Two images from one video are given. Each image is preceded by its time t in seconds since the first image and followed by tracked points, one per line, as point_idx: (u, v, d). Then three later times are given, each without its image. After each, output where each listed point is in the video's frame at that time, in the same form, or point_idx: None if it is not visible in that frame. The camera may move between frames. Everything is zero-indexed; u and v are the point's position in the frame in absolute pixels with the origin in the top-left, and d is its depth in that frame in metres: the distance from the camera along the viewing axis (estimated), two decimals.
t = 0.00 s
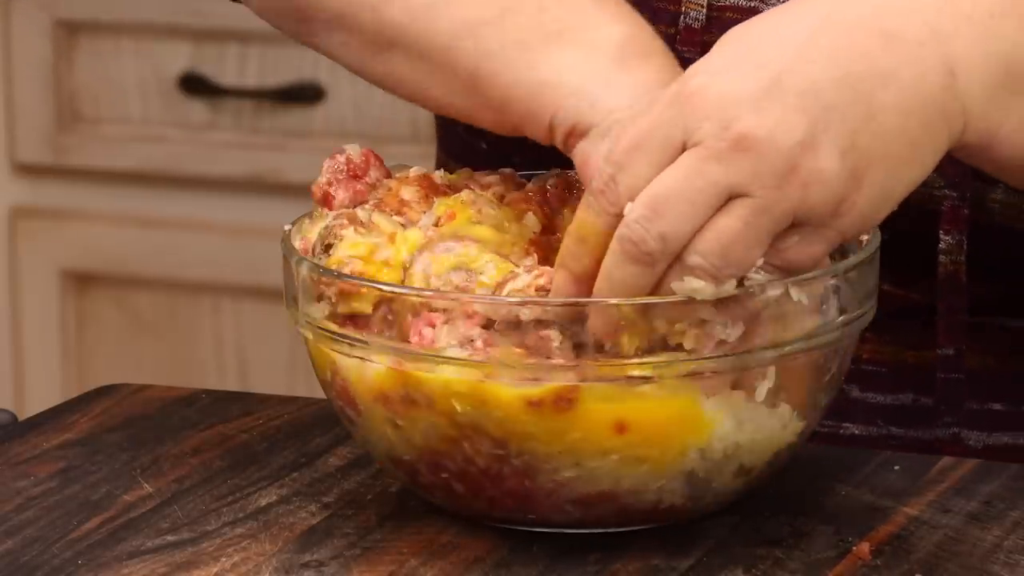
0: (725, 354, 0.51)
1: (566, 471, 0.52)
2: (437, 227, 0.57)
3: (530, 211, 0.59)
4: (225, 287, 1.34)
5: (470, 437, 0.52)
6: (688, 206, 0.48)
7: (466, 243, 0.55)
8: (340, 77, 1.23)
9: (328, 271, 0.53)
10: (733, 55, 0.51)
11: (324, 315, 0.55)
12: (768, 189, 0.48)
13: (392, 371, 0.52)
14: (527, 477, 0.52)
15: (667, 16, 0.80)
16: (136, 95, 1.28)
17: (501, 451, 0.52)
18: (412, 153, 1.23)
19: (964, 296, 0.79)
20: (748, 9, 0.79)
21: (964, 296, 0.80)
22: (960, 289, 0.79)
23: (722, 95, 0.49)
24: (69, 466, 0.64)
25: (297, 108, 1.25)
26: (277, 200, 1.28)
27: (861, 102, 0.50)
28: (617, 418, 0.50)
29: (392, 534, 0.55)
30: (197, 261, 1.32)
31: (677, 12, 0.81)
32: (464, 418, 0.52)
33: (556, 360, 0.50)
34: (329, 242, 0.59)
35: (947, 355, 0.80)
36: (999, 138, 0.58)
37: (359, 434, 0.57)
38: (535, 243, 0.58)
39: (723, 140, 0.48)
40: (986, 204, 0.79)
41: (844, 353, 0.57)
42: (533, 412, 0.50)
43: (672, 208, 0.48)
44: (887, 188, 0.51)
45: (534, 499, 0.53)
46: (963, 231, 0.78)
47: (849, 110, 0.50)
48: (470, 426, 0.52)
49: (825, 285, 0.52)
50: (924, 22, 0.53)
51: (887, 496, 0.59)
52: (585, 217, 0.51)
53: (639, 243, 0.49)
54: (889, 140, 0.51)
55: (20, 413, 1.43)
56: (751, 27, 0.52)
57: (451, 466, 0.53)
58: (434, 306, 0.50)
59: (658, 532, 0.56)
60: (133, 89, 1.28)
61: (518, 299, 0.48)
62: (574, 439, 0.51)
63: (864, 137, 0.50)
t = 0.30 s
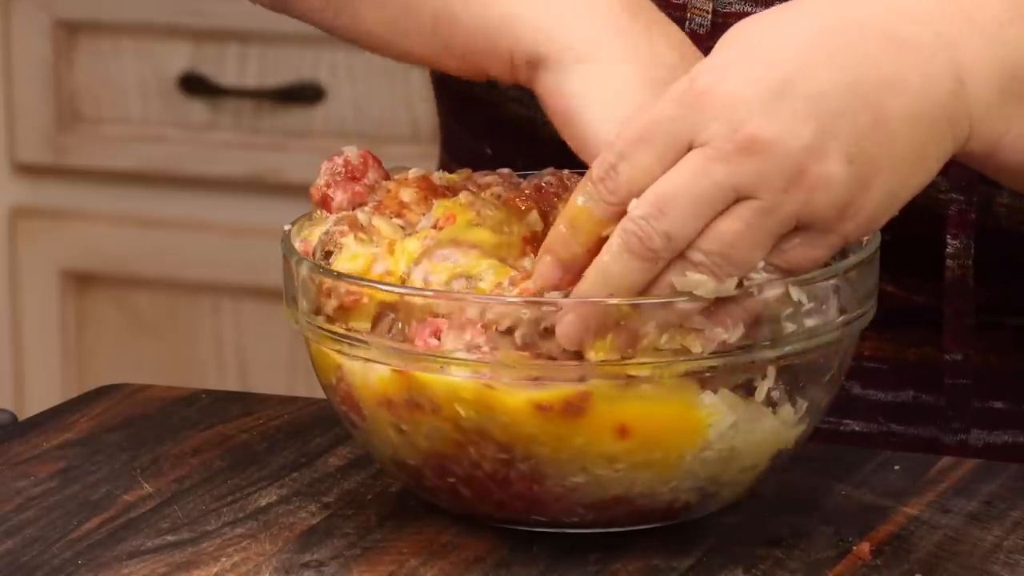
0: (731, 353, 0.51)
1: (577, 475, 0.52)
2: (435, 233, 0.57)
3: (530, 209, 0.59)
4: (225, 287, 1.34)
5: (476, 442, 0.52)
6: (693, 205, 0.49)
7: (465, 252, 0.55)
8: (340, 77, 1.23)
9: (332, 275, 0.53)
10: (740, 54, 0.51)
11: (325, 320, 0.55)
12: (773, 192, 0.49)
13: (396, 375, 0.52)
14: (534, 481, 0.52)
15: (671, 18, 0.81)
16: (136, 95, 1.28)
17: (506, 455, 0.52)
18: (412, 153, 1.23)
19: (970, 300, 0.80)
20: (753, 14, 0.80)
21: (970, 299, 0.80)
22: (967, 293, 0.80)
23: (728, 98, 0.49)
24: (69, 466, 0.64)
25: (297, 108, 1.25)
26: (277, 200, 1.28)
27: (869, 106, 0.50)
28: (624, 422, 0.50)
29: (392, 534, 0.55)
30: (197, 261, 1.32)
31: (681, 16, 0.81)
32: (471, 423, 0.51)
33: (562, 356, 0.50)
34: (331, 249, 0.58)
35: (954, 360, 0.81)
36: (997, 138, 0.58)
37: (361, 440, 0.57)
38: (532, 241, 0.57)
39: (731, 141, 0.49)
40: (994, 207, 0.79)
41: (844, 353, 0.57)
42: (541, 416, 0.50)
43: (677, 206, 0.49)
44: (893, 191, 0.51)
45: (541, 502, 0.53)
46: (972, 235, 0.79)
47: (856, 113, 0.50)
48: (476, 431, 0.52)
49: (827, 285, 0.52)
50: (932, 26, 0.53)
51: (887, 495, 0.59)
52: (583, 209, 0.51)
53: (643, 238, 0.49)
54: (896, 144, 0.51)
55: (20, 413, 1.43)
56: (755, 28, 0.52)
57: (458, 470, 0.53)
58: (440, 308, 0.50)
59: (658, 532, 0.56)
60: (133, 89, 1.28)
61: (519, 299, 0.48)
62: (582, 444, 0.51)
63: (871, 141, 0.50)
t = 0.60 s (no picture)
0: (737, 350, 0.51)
1: (580, 476, 0.52)
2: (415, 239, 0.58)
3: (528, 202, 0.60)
4: (225, 287, 1.34)
5: (479, 442, 0.52)
6: (712, 210, 0.49)
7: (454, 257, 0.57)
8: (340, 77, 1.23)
9: (331, 274, 0.53)
10: (760, 59, 0.52)
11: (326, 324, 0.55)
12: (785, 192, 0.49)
13: (399, 375, 0.52)
14: (537, 481, 0.52)
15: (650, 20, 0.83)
16: (136, 95, 1.28)
17: (509, 456, 0.52)
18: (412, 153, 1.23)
19: (960, 303, 0.79)
20: (732, 15, 0.82)
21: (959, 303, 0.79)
22: (957, 297, 0.79)
23: (747, 102, 0.50)
24: (69, 466, 0.64)
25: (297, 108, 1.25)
26: (277, 200, 1.28)
27: (885, 112, 0.52)
28: (629, 423, 0.50)
29: (392, 534, 0.55)
30: (198, 261, 1.32)
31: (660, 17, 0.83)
32: (474, 425, 0.51)
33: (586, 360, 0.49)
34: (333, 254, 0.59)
35: (948, 365, 0.80)
36: (997, 138, 0.58)
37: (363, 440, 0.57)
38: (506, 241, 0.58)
39: (750, 145, 0.49)
40: (980, 210, 0.79)
41: (845, 352, 0.57)
42: (548, 417, 0.50)
43: (697, 212, 0.49)
44: (904, 198, 0.54)
45: (545, 502, 0.53)
46: (959, 239, 0.78)
47: (872, 121, 0.52)
48: (479, 432, 0.52)
49: (826, 285, 0.52)
50: (951, 38, 0.55)
51: (887, 495, 0.59)
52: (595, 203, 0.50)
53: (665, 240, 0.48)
54: (908, 153, 0.53)
55: (20, 414, 1.43)
56: (768, 36, 0.54)
57: (461, 471, 0.53)
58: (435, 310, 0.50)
59: (659, 532, 0.56)
60: (133, 88, 1.28)
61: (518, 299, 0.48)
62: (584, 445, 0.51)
63: (885, 146, 0.52)
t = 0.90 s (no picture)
0: (748, 345, 0.51)
1: (622, 462, 0.51)
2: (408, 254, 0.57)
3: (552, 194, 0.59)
4: (225, 287, 1.34)
5: (512, 442, 0.51)
6: (704, 201, 0.50)
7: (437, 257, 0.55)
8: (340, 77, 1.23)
9: (331, 273, 0.53)
10: (756, 57, 0.53)
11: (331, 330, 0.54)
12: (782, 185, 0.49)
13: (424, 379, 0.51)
14: (573, 478, 0.52)
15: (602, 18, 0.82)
16: (136, 95, 1.28)
17: (544, 453, 0.51)
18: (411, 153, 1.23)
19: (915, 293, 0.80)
20: (686, 13, 0.82)
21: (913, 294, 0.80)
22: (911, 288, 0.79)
23: (742, 97, 0.51)
24: (69, 466, 0.64)
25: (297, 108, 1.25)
26: (277, 200, 1.28)
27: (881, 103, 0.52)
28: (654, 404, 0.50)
29: (392, 534, 0.55)
30: (198, 261, 1.32)
31: (614, 17, 0.82)
32: (506, 425, 0.51)
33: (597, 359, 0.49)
34: (334, 258, 0.58)
35: (899, 354, 0.81)
36: (998, 138, 0.58)
37: (376, 451, 0.57)
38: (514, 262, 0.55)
39: (743, 138, 0.50)
40: (937, 200, 0.79)
41: (846, 351, 0.57)
42: (572, 407, 0.50)
43: (688, 200, 0.50)
44: (906, 190, 0.53)
45: (587, 499, 0.53)
46: (912, 229, 0.78)
47: (868, 112, 0.52)
48: (512, 432, 0.51)
49: (827, 285, 0.52)
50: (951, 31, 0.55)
51: (887, 496, 0.59)
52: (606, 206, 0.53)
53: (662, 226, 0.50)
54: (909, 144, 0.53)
55: (20, 413, 1.43)
56: (772, 31, 0.54)
57: (495, 475, 0.52)
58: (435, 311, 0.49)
59: (658, 532, 0.56)
60: (133, 88, 1.28)
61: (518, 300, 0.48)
62: (622, 432, 0.50)
63: (882, 136, 0.52)
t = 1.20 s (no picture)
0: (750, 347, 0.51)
1: (624, 465, 0.51)
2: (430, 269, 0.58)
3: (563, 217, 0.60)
4: (225, 287, 1.34)
5: (517, 445, 0.51)
6: (711, 212, 0.52)
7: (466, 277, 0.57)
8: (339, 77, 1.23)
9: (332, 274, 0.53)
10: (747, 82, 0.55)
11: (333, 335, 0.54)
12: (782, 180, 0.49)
13: (429, 384, 0.51)
14: (575, 480, 0.52)
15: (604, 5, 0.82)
16: (136, 95, 1.28)
17: (549, 456, 0.51)
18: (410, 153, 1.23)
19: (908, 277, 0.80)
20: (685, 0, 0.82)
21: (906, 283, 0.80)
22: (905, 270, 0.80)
23: (733, 114, 0.53)
24: (69, 465, 0.64)
25: (297, 108, 1.25)
26: (277, 200, 1.28)
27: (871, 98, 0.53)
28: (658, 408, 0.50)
29: (392, 534, 0.55)
30: (198, 261, 1.32)
31: (614, 4, 0.82)
32: (511, 428, 0.51)
33: (597, 359, 0.49)
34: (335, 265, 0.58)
35: (891, 336, 0.80)
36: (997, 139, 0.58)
37: (376, 453, 0.57)
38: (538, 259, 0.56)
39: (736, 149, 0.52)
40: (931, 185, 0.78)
41: (845, 353, 0.57)
42: (575, 409, 0.50)
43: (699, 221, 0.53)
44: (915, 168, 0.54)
45: (589, 501, 0.53)
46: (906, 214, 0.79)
47: (858, 104, 0.53)
48: (517, 436, 0.51)
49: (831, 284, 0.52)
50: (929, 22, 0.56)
51: (888, 495, 0.59)
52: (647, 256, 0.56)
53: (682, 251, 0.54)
54: (905, 125, 0.53)
55: (20, 413, 1.43)
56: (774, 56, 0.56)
57: (498, 478, 0.52)
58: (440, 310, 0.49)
59: (658, 531, 0.56)
60: (133, 88, 1.28)
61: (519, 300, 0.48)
62: (626, 435, 0.50)
63: (877, 128, 0.53)
